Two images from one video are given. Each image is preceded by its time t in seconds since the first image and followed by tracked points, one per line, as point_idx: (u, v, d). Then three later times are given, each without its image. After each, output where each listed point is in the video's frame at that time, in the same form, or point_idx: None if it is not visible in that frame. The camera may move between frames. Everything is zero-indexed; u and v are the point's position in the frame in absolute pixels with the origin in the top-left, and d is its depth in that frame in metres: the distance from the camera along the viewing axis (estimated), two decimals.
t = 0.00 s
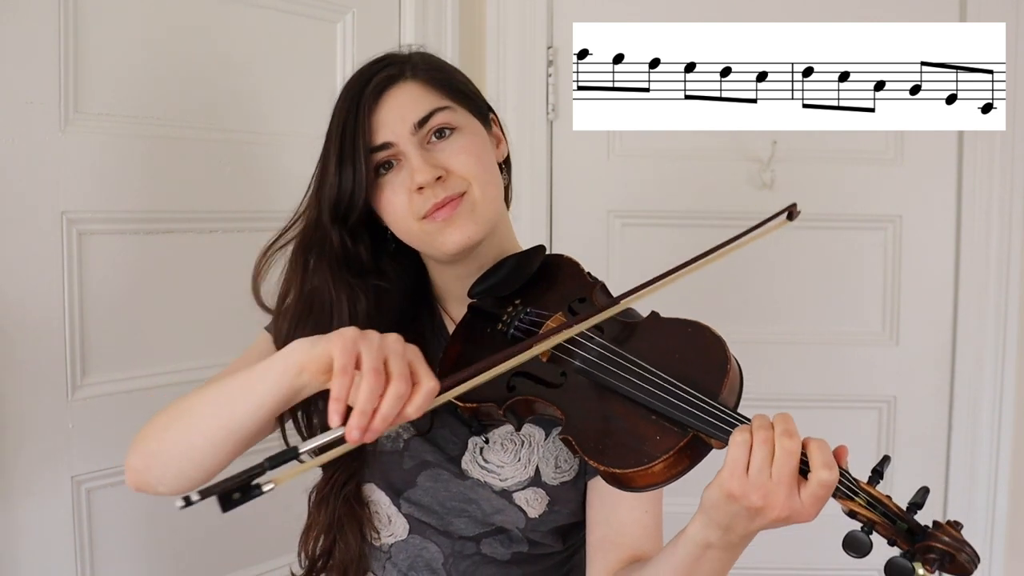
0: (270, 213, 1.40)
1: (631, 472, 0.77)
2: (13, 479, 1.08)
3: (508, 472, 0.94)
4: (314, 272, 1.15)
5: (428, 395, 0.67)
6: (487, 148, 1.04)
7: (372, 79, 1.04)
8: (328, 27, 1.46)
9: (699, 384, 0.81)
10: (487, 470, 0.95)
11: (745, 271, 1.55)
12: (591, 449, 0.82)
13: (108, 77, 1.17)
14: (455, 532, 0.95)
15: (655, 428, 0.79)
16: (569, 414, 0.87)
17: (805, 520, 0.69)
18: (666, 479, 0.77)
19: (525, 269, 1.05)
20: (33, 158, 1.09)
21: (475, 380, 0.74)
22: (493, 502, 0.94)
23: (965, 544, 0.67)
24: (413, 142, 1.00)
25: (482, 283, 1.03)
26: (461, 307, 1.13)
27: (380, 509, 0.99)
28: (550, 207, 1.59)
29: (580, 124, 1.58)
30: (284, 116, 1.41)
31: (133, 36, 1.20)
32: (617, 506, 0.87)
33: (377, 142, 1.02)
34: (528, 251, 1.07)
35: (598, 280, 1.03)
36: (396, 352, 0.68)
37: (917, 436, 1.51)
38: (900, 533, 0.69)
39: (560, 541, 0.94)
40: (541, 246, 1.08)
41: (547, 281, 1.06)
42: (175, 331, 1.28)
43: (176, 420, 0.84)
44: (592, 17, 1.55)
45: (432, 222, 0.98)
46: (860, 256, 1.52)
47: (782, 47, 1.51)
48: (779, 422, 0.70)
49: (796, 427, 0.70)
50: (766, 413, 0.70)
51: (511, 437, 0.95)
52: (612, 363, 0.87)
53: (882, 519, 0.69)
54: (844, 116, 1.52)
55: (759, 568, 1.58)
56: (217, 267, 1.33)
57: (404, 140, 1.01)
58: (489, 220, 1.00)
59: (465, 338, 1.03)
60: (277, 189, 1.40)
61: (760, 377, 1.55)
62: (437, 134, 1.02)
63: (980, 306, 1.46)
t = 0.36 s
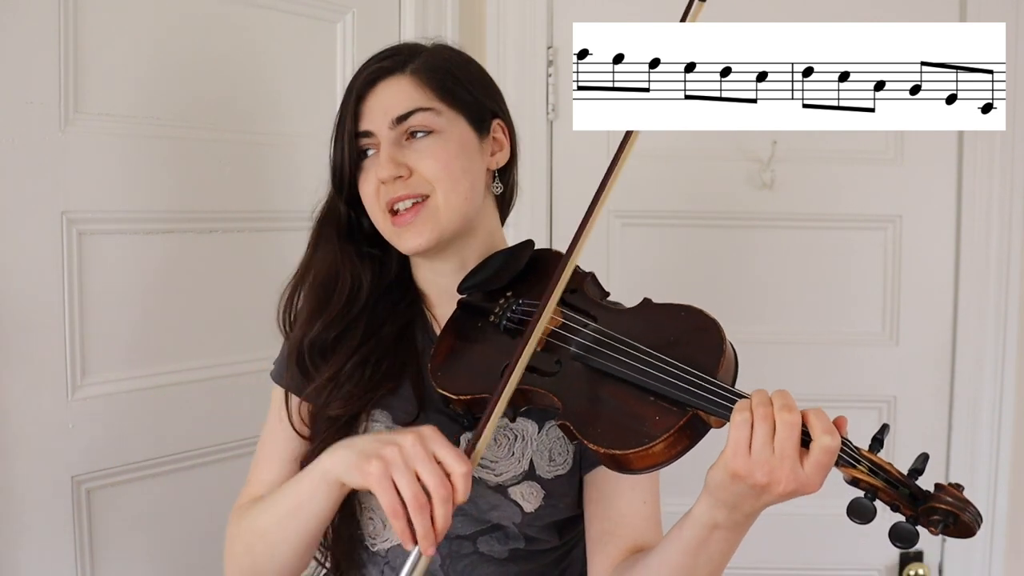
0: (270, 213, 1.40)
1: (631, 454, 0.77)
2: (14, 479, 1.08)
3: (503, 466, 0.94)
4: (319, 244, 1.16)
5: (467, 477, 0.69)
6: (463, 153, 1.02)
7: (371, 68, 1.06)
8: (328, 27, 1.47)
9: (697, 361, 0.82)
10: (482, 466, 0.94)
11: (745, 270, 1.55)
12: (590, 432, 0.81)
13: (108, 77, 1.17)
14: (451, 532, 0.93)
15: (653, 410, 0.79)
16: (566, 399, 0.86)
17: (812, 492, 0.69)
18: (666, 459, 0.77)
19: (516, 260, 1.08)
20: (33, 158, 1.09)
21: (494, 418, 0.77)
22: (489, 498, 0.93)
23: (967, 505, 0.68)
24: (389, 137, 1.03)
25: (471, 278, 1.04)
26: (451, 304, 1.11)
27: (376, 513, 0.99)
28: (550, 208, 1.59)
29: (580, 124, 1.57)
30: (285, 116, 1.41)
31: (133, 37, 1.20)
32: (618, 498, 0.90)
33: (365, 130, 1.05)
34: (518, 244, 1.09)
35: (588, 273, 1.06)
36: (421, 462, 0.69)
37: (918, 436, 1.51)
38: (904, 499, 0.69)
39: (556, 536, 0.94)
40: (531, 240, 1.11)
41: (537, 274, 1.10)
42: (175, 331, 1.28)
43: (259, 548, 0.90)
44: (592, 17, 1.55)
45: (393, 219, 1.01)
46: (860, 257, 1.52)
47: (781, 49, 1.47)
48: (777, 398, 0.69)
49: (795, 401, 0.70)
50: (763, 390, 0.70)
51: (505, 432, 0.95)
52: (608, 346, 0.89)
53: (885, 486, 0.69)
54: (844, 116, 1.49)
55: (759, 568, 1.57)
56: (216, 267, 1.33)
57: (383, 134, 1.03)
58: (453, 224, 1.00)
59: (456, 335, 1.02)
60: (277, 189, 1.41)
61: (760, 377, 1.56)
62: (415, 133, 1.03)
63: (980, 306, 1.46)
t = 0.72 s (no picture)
0: (271, 213, 1.40)
1: (627, 440, 0.77)
2: (13, 478, 1.08)
3: (503, 462, 0.94)
4: (310, 258, 1.15)
5: (468, 507, 0.68)
6: (453, 162, 1.03)
7: (349, 84, 1.05)
8: (328, 27, 1.47)
9: (691, 348, 0.82)
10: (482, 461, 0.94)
11: (745, 270, 1.55)
12: (586, 419, 0.81)
13: (109, 77, 1.17)
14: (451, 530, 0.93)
15: (648, 396, 0.80)
16: (562, 388, 0.86)
17: (811, 471, 0.69)
18: (663, 445, 0.77)
19: (514, 256, 1.07)
20: (33, 158, 1.09)
21: (502, 432, 0.75)
22: (489, 495, 0.94)
23: (962, 479, 0.67)
24: (378, 154, 1.02)
25: (469, 277, 1.04)
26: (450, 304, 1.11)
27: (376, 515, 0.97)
28: (550, 208, 1.59)
29: (580, 124, 1.56)
30: (284, 116, 1.41)
31: (133, 37, 1.20)
32: (621, 493, 0.90)
33: (351, 149, 1.05)
34: (517, 242, 1.09)
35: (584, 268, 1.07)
36: (422, 490, 0.69)
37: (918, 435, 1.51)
38: (899, 476, 0.69)
39: (557, 532, 0.95)
40: (529, 238, 1.11)
41: (535, 270, 1.09)
42: (174, 331, 1.28)
43: (274, 558, 0.92)
44: (592, 17, 1.56)
45: (391, 235, 1.01)
46: (860, 256, 1.52)
47: (781, 47, 1.42)
48: (763, 396, 0.68)
49: (778, 392, 0.69)
50: (748, 390, 0.68)
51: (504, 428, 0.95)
52: (603, 335, 0.88)
53: (880, 463, 0.69)
54: (843, 117, 1.48)
55: (759, 568, 1.57)
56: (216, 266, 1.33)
57: (370, 151, 1.03)
58: (450, 234, 1.01)
59: (455, 331, 1.03)
60: (277, 189, 1.41)
61: (760, 376, 1.56)
62: (403, 146, 1.03)
63: (980, 306, 1.46)
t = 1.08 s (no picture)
0: (270, 213, 1.40)
1: (629, 437, 0.77)
2: (13, 478, 1.08)
3: (504, 461, 0.94)
4: (305, 263, 1.15)
5: (468, 501, 0.68)
6: (448, 154, 1.03)
7: (343, 83, 1.06)
8: (328, 27, 1.47)
9: (691, 344, 0.82)
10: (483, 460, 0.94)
11: (745, 270, 1.55)
12: (587, 416, 0.81)
13: (109, 77, 1.17)
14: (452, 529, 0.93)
15: (649, 393, 0.80)
16: (562, 386, 0.86)
17: (813, 466, 0.69)
18: (665, 441, 0.77)
19: (513, 255, 1.07)
20: (33, 158, 1.09)
21: (503, 432, 0.74)
22: (490, 494, 0.93)
23: (964, 472, 0.67)
24: (372, 148, 1.02)
25: (469, 276, 1.04)
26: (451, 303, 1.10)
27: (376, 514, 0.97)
28: (550, 208, 1.59)
29: (580, 124, 1.55)
30: (284, 116, 1.41)
31: (133, 37, 1.19)
32: (621, 491, 0.90)
33: (346, 145, 1.05)
34: (516, 241, 1.09)
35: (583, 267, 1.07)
36: (424, 483, 0.69)
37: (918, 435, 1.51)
38: (900, 470, 0.69)
39: (558, 531, 0.95)
40: (527, 236, 1.11)
41: (535, 269, 1.09)
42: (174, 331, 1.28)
43: (269, 551, 0.92)
44: (592, 17, 1.56)
45: (386, 228, 1.00)
46: (860, 256, 1.52)
47: (781, 48, 1.42)
48: (768, 389, 0.68)
49: (783, 385, 0.69)
50: (751, 379, 0.68)
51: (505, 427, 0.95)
52: (602, 334, 0.88)
53: (882, 457, 0.70)
54: (844, 117, 1.47)
55: (759, 568, 1.57)
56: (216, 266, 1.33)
57: (365, 146, 1.03)
58: (445, 226, 1.00)
59: (455, 331, 1.02)
60: (277, 189, 1.41)
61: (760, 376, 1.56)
62: (397, 140, 1.03)
63: (980, 305, 1.46)
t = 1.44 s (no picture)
0: (270, 213, 1.40)
1: (629, 441, 0.77)
2: (14, 478, 1.08)
3: (503, 462, 0.94)
4: (303, 266, 1.15)
5: (462, 515, 0.67)
6: (448, 152, 1.03)
7: (343, 82, 1.07)
8: (328, 27, 1.47)
9: (691, 348, 0.82)
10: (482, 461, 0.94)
11: (744, 270, 1.55)
12: (587, 420, 0.81)
13: (108, 77, 1.17)
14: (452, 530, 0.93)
15: (649, 397, 0.80)
16: (563, 389, 0.86)
17: (813, 471, 0.70)
18: (664, 445, 0.77)
19: (513, 256, 1.07)
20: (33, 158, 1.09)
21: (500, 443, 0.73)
22: (490, 495, 0.94)
23: (964, 479, 0.67)
24: (373, 148, 1.03)
25: (469, 277, 1.04)
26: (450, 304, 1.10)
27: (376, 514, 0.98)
28: (550, 208, 1.59)
29: (580, 124, 1.57)
30: (284, 116, 1.41)
31: (133, 37, 1.20)
32: (620, 491, 0.90)
33: (347, 145, 1.05)
34: (516, 241, 1.09)
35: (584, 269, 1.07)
36: (417, 498, 0.68)
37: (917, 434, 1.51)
38: (900, 476, 0.69)
39: (558, 532, 0.95)
40: (527, 237, 1.10)
41: (535, 271, 1.09)
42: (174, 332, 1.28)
43: (269, 556, 0.92)
44: (592, 17, 1.55)
45: (388, 227, 1.00)
46: (860, 255, 1.52)
47: (781, 49, 1.47)
48: (766, 393, 0.68)
49: (781, 389, 0.69)
50: (751, 385, 0.68)
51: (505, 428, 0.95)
52: (604, 338, 0.88)
53: (881, 463, 0.70)
54: (844, 116, 1.49)
55: (759, 567, 1.57)
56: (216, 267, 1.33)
57: (366, 146, 1.03)
58: (446, 225, 1.00)
59: (455, 333, 1.02)
60: (277, 189, 1.41)
61: (759, 376, 1.56)
62: (398, 139, 1.03)
63: (980, 305, 1.46)
